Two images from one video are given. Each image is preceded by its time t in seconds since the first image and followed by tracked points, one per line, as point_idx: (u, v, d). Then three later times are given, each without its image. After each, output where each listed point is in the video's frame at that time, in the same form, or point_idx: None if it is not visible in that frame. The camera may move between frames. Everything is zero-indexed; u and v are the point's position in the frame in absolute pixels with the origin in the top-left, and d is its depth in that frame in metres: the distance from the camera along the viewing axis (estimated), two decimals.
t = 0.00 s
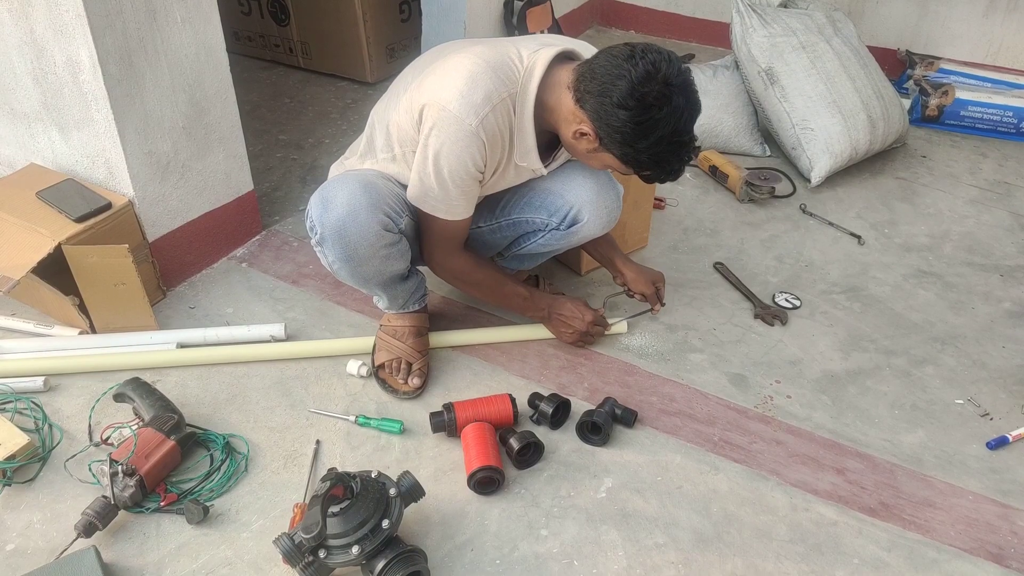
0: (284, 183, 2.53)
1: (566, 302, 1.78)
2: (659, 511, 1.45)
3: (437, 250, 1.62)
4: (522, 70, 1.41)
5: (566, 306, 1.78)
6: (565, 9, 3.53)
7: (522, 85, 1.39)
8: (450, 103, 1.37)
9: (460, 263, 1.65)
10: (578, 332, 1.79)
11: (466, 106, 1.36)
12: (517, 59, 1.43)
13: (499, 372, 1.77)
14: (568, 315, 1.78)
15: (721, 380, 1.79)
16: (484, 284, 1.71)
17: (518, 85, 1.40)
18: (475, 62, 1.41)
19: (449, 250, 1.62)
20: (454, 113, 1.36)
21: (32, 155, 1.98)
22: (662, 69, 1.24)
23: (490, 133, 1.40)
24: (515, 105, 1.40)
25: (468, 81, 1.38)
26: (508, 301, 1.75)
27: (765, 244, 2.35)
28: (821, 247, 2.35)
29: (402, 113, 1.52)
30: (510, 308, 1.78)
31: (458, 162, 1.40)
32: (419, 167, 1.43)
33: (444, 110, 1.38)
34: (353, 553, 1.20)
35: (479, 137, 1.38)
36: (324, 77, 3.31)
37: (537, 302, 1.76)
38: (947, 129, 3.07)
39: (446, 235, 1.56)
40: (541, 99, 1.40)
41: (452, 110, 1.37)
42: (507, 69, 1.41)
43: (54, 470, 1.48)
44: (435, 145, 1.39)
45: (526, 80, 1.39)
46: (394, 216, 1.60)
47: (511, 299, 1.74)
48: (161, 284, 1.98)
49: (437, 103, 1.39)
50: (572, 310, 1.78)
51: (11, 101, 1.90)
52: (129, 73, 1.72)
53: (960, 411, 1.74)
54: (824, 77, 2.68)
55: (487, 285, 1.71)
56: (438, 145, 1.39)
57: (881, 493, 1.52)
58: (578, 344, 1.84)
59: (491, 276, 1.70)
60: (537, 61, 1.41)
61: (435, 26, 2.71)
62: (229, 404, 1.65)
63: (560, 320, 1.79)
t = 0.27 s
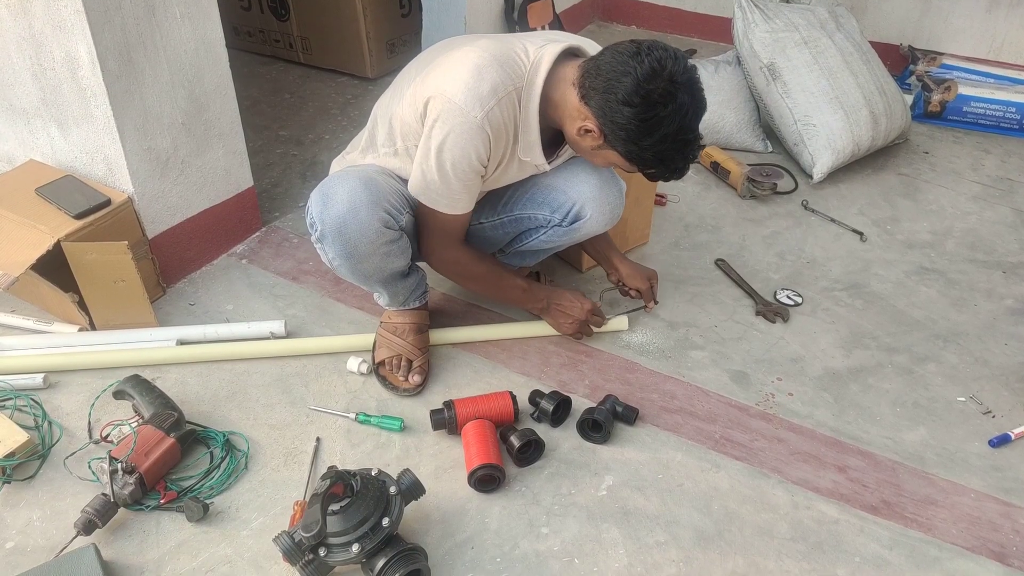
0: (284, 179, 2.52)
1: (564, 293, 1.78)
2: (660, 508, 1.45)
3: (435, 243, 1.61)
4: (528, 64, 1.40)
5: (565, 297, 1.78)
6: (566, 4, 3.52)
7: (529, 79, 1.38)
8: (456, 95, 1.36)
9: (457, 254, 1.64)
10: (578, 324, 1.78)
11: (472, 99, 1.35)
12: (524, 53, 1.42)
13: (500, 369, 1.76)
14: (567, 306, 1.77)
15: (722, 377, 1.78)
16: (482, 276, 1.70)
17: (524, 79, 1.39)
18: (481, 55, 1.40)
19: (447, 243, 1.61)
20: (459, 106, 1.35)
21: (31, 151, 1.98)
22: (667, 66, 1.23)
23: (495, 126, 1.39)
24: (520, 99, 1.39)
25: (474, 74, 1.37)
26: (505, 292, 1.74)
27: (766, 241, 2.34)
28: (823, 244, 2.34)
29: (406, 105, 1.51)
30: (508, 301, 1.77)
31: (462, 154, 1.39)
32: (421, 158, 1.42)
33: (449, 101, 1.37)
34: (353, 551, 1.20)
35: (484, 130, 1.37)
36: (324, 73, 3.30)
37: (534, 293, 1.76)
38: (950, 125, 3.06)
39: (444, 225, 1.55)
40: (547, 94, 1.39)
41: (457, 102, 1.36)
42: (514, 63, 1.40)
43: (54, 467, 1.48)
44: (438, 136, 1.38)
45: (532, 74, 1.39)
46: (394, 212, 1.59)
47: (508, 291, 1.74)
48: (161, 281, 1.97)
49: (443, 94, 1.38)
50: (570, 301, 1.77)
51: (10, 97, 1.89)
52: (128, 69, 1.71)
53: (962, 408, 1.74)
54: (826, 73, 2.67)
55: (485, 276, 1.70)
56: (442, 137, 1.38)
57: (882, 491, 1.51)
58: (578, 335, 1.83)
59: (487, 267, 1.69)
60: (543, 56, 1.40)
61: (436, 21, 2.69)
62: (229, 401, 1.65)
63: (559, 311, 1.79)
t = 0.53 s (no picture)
0: (283, 176, 2.51)
1: (557, 290, 1.80)
2: (660, 506, 1.45)
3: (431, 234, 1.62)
4: (528, 57, 1.40)
5: (558, 292, 1.79)
6: None
7: (530, 72, 1.38)
8: (458, 90, 1.35)
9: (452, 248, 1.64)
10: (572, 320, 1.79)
11: (475, 92, 1.34)
12: (523, 47, 1.42)
13: (499, 367, 1.76)
14: (562, 302, 1.78)
15: (723, 374, 1.78)
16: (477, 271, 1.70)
17: (526, 71, 1.38)
18: (481, 50, 1.39)
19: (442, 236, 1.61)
20: (462, 100, 1.34)
21: (29, 148, 1.97)
22: (669, 58, 1.22)
23: (498, 120, 1.38)
24: (522, 92, 1.38)
25: (476, 68, 1.36)
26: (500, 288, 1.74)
27: (767, 238, 2.33)
28: (824, 241, 2.33)
29: (406, 103, 1.50)
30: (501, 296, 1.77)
31: (466, 150, 1.37)
32: (426, 155, 1.40)
33: (452, 96, 1.35)
34: (353, 550, 1.20)
35: (487, 124, 1.36)
36: (324, 69, 3.29)
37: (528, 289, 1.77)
38: (951, 121, 3.05)
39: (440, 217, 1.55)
40: (549, 87, 1.38)
41: (460, 96, 1.35)
42: (515, 56, 1.39)
43: (53, 465, 1.47)
44: (442, 132, 1.36)
45: (534, 66, 1.38)
46: (392, 211, 1.58)
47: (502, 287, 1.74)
48: (160, 278, 1.96)
49: (445, 90, 1.37)
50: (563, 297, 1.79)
51: (7, 94, 1.88)
52: (126, 66, 1.71)
53: (963, 406, 1.73)
54: (827, 69, 2.66)
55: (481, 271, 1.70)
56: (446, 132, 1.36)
57: (883, 489, 1.51)
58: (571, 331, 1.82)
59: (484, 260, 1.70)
60: (543, 49, 1.40)
61: (435, 17, 2.68)
62: (229, 399, 1.64)
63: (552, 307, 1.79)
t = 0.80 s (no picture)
0: (283, 173, 2.51)
1: (553, 290, 1.79)
2: (661, 505, 1.44)
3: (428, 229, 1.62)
4: (526, 51, 1.39)
5: (554, 292, 1.79)
6: None
7: (528, 66, 1.37)
8: (456, 86, 1.35)
9: (447, 244, 1.64)
10: (568, 320, 1.79)
11: (474, 88, 1.34)
12: (521, 42, 1.41)
13: (500, 365, 1.76)
14: (558, 302, 1.78)
15: (723, 373, 1.77)
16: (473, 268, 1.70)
17: (524, 66, 1.37)
18: (479, 45, 1.39)
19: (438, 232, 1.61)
20: (461, 97, 1.34)
21: (28, 146, 1.96)
22: (669, 46, 1.22)
23: (497, 116, 1.37)
24: (520, 87, 1.37)
25: (474, 64, 1.36)
26: (496, 285, 1.74)
27: (768, 236, 2.33)
28: (825, 239, 2.33)
29: (404, 101, 1.49)
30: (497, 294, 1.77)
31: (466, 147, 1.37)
32: (426, 153, 1.40)
33: (450, 93, 1.35)
34: (353, 549, 1.20)
35: (487, 120, 1.36)
36: (324, 66, 3.28)
37: (523, 288, 1.77)
38: (952, 119, 3.04)
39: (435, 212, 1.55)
40: (548, 81, 1.37)
41: (458, 93, 1.34)
42: (513, 51, 1.39)
43: (52, 464, 1.47)
44: (441, 131, 1.36)
45: (532, 60, 1.37)
46: (392, 206, 1.58)
47: (497, 284, 1.74)
48: (159, 276, 1.96)
49: (443, 87, 1.37)
50: (558, 297, 1.79)
51: (6, 91, 1.88)
52: (125, 63, 1.70)
53: (964, 404, 1.73)
54: (828, 66, 2.65)
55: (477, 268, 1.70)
56: (445, 129, 1.36)
57: (884, 488, 1.51)
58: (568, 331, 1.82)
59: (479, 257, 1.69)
60: (541, 43, 1.39)
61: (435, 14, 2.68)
62: (228, 397, 1.64)
63: (547, 306, 1.79)
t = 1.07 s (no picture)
0: (283, 170, 2.50)
1: (554, 287, 1.79)
2: (661, 504, 1.44)
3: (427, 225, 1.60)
4: (528, 46, 1.39)
5: (554, 289, 1.79)
6: None
7: (530, 60, 1.37)
8: (458, 79, 1.34)
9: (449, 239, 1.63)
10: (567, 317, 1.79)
11: (475, 81, 1.33)
12: (523, 37, 1.41)
13: (500, 363, 1.75)
14: (558, 300, 1.78)
15: (724, 371, 1.77)
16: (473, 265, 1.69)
17: (526, 60, 1.37)
18: (481, 39, 1.39)
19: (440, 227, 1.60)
20: (462, 89, 1.33)
21: (27, 143, 1.96)
22: (671, 36, 1.21)
23: (499, 109, 1.36)
24: (522, 81, 1.37)
25: (476, 58, 1.35)
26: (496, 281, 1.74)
27: (769, 233, 2.32)
28: (826, 236, 2.32)
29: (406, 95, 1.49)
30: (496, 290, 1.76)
31: (467, 140, 1.36)
32: (427, 145, 1.39)
33: (452, 85, 1.34)
34: (353, 548, 1.19)
35: (488, 113, 1.35)
36: (324, 62, 3.27)
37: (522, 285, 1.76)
38: (953, 116, 3.04)
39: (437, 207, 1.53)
40: (550, 76, 1.37)
41: (459, 86, 1.34)
42: (515, 46, 1.38)
43: (52, 462, 1.47)
44: (442, 122, 1.35)
45: (535, 55, 1.37)
46: (391, 202, 1.58)
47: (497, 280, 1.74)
48: (158, 274, 1.95)
49: (445, 79, 1.36)
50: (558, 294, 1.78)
51: (4, 88, 1.87)
52: (124, 60, 1.69)
53: (966, 402, 1.72)
54: (830, 63, 2.64)
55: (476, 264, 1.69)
56: (446, 122, 1.35)
57: (885, 486, 1.50)
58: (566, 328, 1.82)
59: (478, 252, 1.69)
60: (543, 37, 1.39)
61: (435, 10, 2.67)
62: (228, 395, 1.63)
63: (546, 303, 1.79)
